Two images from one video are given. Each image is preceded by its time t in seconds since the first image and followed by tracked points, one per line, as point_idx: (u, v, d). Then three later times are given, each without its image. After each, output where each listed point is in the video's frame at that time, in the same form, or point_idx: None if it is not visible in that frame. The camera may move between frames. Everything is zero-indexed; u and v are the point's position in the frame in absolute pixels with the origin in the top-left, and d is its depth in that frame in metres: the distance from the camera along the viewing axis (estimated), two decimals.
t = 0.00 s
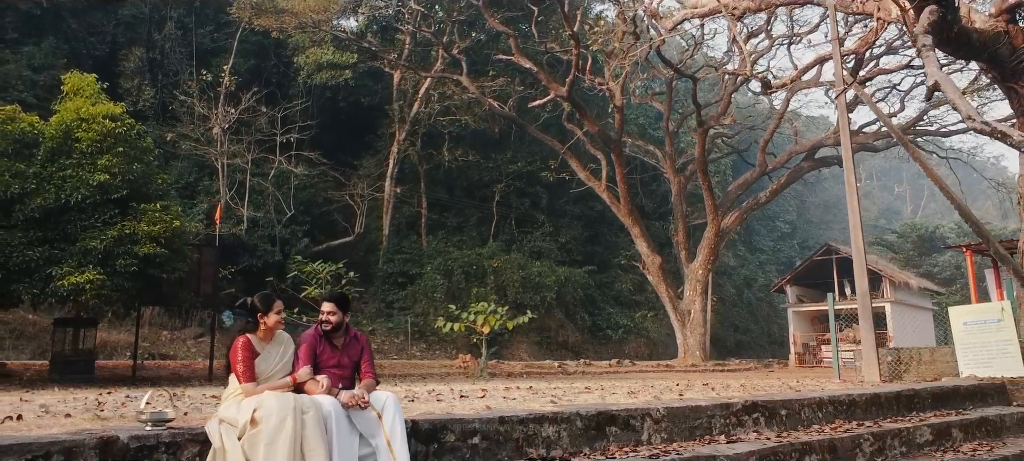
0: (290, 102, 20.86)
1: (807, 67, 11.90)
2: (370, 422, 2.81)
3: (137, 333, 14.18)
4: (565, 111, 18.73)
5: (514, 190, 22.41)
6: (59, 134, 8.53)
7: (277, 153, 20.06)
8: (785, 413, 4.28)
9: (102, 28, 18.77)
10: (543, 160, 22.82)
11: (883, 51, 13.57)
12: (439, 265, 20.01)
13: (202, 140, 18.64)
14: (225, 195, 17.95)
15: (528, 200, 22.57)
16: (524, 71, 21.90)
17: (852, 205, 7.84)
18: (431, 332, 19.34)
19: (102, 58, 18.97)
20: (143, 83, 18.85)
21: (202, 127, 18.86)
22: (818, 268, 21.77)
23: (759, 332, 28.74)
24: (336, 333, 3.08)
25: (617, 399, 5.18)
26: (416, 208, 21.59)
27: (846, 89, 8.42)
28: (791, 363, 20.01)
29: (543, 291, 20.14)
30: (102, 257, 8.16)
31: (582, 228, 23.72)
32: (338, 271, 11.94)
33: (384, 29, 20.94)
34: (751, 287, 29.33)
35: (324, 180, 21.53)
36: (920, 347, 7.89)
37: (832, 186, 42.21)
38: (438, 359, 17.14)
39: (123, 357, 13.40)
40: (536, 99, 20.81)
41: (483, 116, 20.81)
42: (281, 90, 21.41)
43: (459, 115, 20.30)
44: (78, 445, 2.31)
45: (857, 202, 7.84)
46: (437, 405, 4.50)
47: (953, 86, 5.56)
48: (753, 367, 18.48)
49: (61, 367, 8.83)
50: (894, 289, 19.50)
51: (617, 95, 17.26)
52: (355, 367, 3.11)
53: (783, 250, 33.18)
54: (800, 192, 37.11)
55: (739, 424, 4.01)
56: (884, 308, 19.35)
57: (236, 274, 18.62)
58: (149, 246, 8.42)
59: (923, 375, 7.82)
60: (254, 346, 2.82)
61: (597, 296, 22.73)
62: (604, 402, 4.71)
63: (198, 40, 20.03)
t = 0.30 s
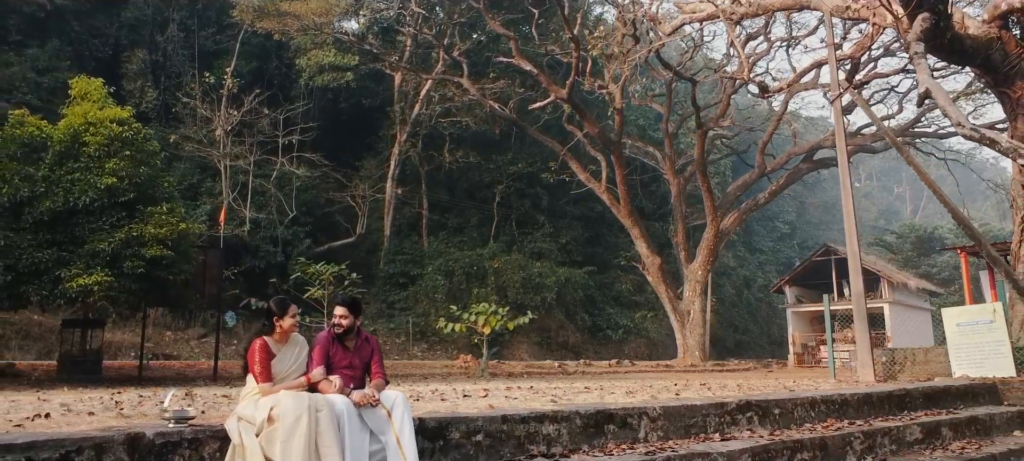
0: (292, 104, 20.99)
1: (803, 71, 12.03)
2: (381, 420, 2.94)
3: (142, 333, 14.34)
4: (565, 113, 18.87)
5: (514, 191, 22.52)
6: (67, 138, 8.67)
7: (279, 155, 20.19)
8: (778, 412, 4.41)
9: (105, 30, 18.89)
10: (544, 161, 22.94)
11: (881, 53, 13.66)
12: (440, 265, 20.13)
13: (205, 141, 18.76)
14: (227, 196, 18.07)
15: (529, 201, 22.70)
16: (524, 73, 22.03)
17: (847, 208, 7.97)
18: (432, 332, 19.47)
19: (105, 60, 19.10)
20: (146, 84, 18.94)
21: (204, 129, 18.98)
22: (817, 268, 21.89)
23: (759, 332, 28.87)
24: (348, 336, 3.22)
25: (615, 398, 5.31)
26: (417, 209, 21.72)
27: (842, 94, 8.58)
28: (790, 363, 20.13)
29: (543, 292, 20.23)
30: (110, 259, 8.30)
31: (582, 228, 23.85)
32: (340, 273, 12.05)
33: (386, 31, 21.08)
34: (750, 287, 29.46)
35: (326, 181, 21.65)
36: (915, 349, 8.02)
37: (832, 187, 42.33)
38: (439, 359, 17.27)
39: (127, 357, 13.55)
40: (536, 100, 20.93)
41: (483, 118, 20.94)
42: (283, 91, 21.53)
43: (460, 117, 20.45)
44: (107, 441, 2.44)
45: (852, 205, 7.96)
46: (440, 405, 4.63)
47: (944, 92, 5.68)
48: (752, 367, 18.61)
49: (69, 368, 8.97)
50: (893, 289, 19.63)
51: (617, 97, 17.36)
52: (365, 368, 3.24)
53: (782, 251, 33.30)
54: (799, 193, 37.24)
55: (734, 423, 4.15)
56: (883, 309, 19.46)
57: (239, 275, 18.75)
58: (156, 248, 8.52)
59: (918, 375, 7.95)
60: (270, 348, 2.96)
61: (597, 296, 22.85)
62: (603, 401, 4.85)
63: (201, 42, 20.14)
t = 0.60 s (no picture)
0: (294, 106, 21.12)
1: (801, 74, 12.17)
2: (390, 420, 3.08)
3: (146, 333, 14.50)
4: (565, 114, 19.01)
5: (515, 192, 22.64)
6: (74, 141, 8.80)
7: (280, 156, 20.31)
8: (771, 411, 4.54)
9: (108, 32, 19.06)
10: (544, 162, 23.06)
11: (878, 55, 13.77)
12: (440, 266, 20.24)
13: (207, 143, 18.88)
14: (229, 197, 18.19)
15: (529, 202, 22.83)
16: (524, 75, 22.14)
17: (842, 211, 8.10)
18: (433, 333, 19.61)
19: (108, 63, 19.23)
20: (148, 86, 19.02)
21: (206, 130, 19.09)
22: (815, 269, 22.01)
23: (758, 333, 29.01)
24: (357, 338, 3.36)
25: (612, 398, 5.45)
26: (417, 211, 21.84)
27: (836, 100, 8.75)
28: (788, 363, 20.27)
29: (543, 293, 20.34)
30: (118, 261, 8.41)
31: (582, 229, 23.98)
32: (342, 274, 12.16)
33: (386, 33, 21.20)
34: (749, 288, 29.62)
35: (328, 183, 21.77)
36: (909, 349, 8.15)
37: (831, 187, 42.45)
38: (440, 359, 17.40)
39: (132, 358, 13.70)
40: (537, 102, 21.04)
41: (483, 119, 21.05)
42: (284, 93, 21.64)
43: (461, 118, 20.59)
44: (133, 438, 2.57)
45: (846, 207, 8.10)
46: (443, 403, 4.77)
47: (934, 99, 5.81)
48: (750, 367, 18.77)
49: (78, 369, 9.13)
50: (891, 290, 19.75)
51: (616, 99, 17.46)
52: (373, 368, 3.38)
53: (781, 251, 33.44)
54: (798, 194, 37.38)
55: (727, 421, 4.28)
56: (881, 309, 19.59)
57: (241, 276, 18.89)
58: (162, 251, 8.67)
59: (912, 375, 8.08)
60: (285, 350, 3.09)
61: (597, 297, 23.00)
62: (602, 401, 4.98)
63: (203, 44, 20.23)
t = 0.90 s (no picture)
0: (296, 107, 21.25)
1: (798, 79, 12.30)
2: (397, 419, 3.22)
3: (150, 334, 14.66)
4: (565, 116, 19.17)
5: (515, 194, 22.77)
6: (81, 145, 8.93)
7: (282, 158, 20.44)
8: (764, 411, 4.67)
9: (111, 34, 19.24)
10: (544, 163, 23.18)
11: (876, 58, 13.88)
12: (441, 267, 20.36)
13: (209, 145, 19.01)
14: (231, 199, 18.32)
15: (530, 204, 22.96)
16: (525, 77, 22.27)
17: (837, 214, 8.23)
18: (434, 333, 19.76)
19: (111, 65, 19.38)
20: (151, 88, 19.14)
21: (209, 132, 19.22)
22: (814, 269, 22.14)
23: (758, 333, 29.14)
24: (363, 342, 3.50)
25: (610, 398, 5.59)
26: (418, 211, 21.98)
27: (832, 104, 8.90)
28: (787, 363, 20.39)
29: (544, 293, 20.46)
30: (125, 263, 8.54)
31: (582, 230, 24.11)
32: (344, 275, 12.29)
33: (388, 35, 21.33)
34: (748, 288, 29.77)
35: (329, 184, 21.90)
36: (903, 350, 8.28)
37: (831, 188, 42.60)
38: (441, 360, 17.52)
39: (136, 358, 13.85)
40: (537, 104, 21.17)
41: (483, 121, 21.18)
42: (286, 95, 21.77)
43: (462, 120, 20.70)
44: (155, 437, 2.71)
45: (842, 211, 8.23)
46: (446, 403, 4.90)
47: (925, 106, 5.92)
48: (748, 367, 18.91)
49: (85, 368, 9.23)
50: (889, 291, 19.86)
51: (616, 101, 17.59)
52: (378, 370, 3.53)
53: (781, 252, 33.58)
54: (798, 195, 37.52)
55: (722, 421, 4.42)
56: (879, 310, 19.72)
57: (244, 277, 19.02)
58: (169, 253, 8.81)
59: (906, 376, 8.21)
60: (298, 352, 3.22)
61: (597, 298, 23.13)
62: (600, 401, 5.12)
63: (205, 46, 20.36)
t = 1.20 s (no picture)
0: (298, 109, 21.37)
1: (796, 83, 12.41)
2: (404, 418, 3.37)
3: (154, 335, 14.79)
4: (565, 118, 19.31)
5: (515, 195, 22.90)
6: (88, 149, 9.09)
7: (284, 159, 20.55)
8: (758, 410, 4.81)
9: (114, 36, 19.33)
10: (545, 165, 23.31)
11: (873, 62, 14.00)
12: (442, 268, 20.48)
13: (212, 146, 19.12)
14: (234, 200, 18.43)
15: (530, 205, 23.09)
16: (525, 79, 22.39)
17: (833, 217, 8.36)
18: (435, 334, 19.92)
19: (114, 66, 19.47)
20: (154, 90, 19.24)
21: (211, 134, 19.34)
22: (812, 270, 22.28)
23: (757, 334, 29.27)
24: (371, 345, 3.64)
25: (609, 399, 5.71)
26: (419, 212, 22.10)
27: (828, 109, 9.01)
28: (786, 364, 20.52)
29: (544, 294, 20.59)
30: (132, 266, 8.65)
31: (582, 231, 24.24)
32: (347, 277, 12.41)
33: (389, 37, 21.45)
34: (748, 288, 29.89)
35: (330, 185, 22.01)
36: (897, 352, 8.42)
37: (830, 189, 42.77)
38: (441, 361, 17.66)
39: (141, 358, 13.98)
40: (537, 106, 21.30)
41: (484, 122, 21.30)
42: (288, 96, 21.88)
43: (462, 122, 20.80)
44: (175, 435, 2.86)
45: (837, 213, 8.36)
46: (449, 403, 5.04)
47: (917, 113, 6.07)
48: (747, 367, 19.05)
49: (91, 370, 9.38)
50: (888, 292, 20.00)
51: (616, 103, 17.70)
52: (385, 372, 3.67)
53: (780, 252, 33.70)
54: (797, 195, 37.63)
55: (717, 420, 4.56)
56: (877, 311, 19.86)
57: (246, 278, 19.14)
58: (175, 256, 8.91)
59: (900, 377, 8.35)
60: (309, 355, 3.35)
61: (597, 298, 23.26)
62: (600, 401, 5.27)
63: (208, 48, 20.46)
